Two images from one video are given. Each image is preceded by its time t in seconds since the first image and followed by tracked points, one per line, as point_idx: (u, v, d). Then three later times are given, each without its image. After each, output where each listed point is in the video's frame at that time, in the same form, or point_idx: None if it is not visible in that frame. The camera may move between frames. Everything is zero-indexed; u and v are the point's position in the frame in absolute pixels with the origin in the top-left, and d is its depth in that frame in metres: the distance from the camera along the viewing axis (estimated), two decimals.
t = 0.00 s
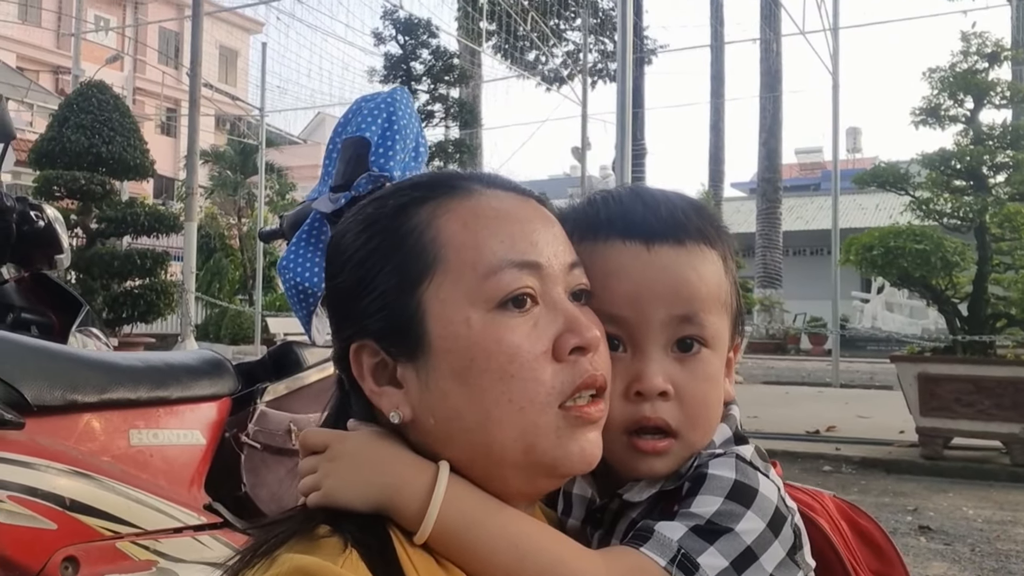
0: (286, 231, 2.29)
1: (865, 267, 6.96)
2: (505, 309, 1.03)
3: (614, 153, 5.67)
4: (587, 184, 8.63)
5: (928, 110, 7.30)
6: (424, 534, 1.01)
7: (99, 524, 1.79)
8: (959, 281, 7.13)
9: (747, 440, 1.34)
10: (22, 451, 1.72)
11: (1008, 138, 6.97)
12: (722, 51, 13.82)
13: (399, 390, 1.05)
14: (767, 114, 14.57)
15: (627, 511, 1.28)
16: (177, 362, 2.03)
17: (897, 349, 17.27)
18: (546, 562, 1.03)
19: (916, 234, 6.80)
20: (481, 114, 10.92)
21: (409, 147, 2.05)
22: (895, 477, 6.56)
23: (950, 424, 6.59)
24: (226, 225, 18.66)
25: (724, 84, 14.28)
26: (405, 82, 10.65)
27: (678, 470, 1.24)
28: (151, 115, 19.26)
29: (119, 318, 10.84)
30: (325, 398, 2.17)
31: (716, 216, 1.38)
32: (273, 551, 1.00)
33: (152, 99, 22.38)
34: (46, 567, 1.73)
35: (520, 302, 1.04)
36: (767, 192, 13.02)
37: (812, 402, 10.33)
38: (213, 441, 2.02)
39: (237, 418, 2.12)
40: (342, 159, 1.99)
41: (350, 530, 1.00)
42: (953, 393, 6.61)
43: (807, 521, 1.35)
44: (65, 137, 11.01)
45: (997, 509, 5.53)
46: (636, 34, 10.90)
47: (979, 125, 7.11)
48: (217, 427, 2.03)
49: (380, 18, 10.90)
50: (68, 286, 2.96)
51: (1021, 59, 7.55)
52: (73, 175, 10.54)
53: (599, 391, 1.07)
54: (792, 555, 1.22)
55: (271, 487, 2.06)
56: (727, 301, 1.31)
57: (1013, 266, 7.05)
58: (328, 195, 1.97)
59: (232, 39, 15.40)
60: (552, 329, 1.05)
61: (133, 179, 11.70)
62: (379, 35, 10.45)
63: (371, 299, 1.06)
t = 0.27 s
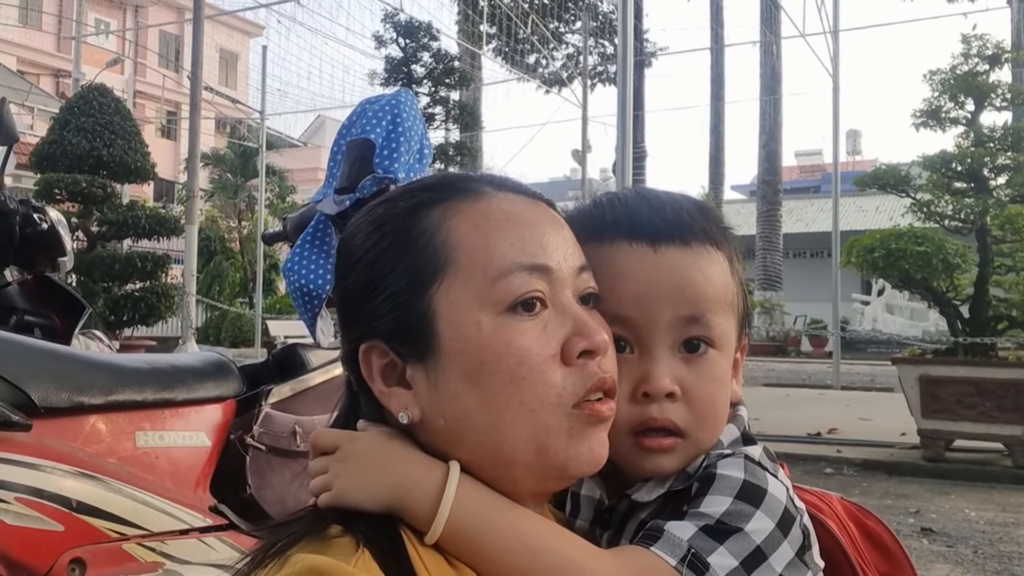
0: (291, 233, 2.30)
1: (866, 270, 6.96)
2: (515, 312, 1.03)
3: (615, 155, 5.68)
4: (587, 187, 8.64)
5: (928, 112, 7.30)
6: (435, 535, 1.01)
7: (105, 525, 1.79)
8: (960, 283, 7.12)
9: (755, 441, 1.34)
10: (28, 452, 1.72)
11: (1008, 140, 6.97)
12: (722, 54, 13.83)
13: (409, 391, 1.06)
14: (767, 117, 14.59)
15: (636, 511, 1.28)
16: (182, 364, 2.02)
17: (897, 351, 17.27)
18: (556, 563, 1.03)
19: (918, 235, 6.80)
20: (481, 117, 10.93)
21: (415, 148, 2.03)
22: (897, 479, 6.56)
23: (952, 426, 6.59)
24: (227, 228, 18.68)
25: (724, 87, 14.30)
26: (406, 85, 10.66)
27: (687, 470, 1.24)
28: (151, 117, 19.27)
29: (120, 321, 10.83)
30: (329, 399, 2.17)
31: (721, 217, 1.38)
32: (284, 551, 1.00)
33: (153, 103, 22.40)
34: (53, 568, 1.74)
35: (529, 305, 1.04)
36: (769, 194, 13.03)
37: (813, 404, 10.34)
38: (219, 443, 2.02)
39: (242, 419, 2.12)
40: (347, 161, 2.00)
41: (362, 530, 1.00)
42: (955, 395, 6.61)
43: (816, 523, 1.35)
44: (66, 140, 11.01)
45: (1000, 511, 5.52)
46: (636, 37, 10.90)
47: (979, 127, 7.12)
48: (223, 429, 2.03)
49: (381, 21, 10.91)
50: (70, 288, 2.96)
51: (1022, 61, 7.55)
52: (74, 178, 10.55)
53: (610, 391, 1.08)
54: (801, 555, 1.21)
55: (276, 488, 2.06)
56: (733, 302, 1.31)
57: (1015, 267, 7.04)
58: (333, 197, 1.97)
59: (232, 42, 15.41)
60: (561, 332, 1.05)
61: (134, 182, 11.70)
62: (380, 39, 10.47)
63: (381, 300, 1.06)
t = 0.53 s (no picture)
0: (290, 237, 2.30)
1: (866, 273, 6.96)
2: (521, 323, 1.03)
3: (614, 160, 5.68)
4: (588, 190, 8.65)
5: (928, 116, 7.31)
6: (432, 538, 1.01)
7: (103, 529, 1.78)
8: (960, 287, 7.12)
9: (752, 444, 1.34)
10: (27, 456, 1.71)
11: (1008, 144, 6.97)
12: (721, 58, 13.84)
13: (409, 393, 1.06)
14: (767, 121, 14.60)
15: (632, 514, 1.28)
16: (181, 367, 2.03)
17: (897, 354, 17.27)
18: (553, 565, 1.03)
19: (917, 239, 6.81)
20: (482, 121, 10.93)
21: (414, 152, 2.02)
22: (897, 482, 6.55)
23: (952, 430, 6.59)
24: (226, 231, 18.69)
25: (723, 91, 14.32)
26: (406, 89, 10.67)
27: (684, 473, 1.25)
28: (151, 122, 19.28)
29: (120, 324, 10.82)
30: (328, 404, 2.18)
31: (719, 220, 1.38)
32: (281, 554, 1.00)
33: (153, 107, 22.42)
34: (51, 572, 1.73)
35: (535, 316, 1.04)
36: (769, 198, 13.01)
37: (813, 408, 10.34)
38: (217, 446, 2.02)
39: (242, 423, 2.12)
40: (347, 164, 2.01)
41: (358, 534, 1.00)
42: (954, 399, 6.62)
43: (813, 525, 1.35)
44: (66, 144, 11.01)
45: (1000, 515, 5.52)
46: (636, 41, 10.91)
47: (979, 131, 7.12)
48: (221, 433, 2.03)
49: (381, 25, 10.91)
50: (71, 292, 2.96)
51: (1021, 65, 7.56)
52: (74, 182, 10.55)
53: (610, 406, 1.08)
54: (797, 557, 1.21)
55: (275, 491, 2.06)
56: (732, 307, 1.31)
57: (1014, 271, 7.05)
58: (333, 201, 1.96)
59: (233, 46, 15.43)
60: (565, 344, 1.05)
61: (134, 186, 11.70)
62: (380, 43, 10.48)
63: (385, 303, 1.06)
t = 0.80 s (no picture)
0: (289, 240, 2.30)
1: (865, 276, 6.96)
2: (521, 320, 1.03)
3: (614, 164, 5.68)
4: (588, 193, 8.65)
5: (927, 120, 7.32)
6: (431, 538, 1.01)
7: (102, 531, 1.78)
8: (960, 290, 7.13)
9: (752, 445, 1.34)
10: (26, 458, 1.71)
11: (1007, 147, 6.98)
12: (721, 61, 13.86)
13: (409, 392, 1.06)
14: (767, 124, 14.61)
15: (631, 514, 1.28)
16: (180, 369, 2.03)
17: (897, 358, 17.27)
18: (552, 564, 1.03)
19: (917, 243, 6.81)
20: (481, 124, 10.94)
21: (413, 155, 2.03)
22: (897, 486, 6.55)
23: (952, 433, 6.59)
24: (226, 235, 18.71)
25: (723, 95, 14.32)
26: (406, 92, 10.69)
27: (683, 473, 1.24)
28: (152, 126, 19.30)
29: (120, 328, 10.85)
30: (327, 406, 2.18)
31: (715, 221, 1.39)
32: (279, 554, 1.00)
33: (153, 110, 22.45)
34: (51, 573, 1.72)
35: (534, 313, 1.04)
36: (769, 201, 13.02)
37: (813, 411, 10.33)
38: (216, 449, 2.02)
39: (241, 425, 2.12)
40: (346, 167, 2.01)
41: (356, 534, 1.00)
42: (954, 402, 6.61)
43: (814, 527, 1.35)
44: (66, 148, 11.02)
45: (1000, 518, 5.52)
46: (635, 45, 10.92)
47: (978, 134, 7.12)
48: (220, 435, 2.03)
49: (381, 29, 10.93)
50: (70, 295, 2.96)
51: (1020, 68, 7.56)
52: (74, 186, 10.56)
53: (609, 402, 1.08)
54: (797, 557, 1.21)
55: (274, 494, 2.05)
56: (729, 306, 1.32)
57: (1014, 274, 7.05)
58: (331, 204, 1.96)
59: (233, 49, 15.45)
60: (564, 342, 1.05)
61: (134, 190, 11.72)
62: (380, 47, 10.49)
63: (385, 302, 1.06)
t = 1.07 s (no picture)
0: (285, 243, 2.30)
1: (864, 279, 6.96)
2: (510, 322, 1.03)
3: (614, 168, 5.67)
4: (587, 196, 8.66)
5: (926, 123, 7.32)
6: (421, 541, 1.01)
7: (98, 535, 1.77)
8: (959, 293, 7.13)
9: (744, 447, 1.34)
10: (21, 462, 1.71)
11: (1006, 150, 6.99)
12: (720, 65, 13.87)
13: (399, 394, 1.05)
14: (766, 127, 14.61)
15: (621, 516, 1.28)
16: (176, 373, 2.03)
17: (897, 361, 17.27)
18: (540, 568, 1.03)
19: (916, 245, 6.81)
20: (481, 128, 10.95)
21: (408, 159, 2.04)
22: (897, 489, 6.55)
23: (951, 436, 6.58)
24: (226, 239, 18.71)
25: (723, 98, 14.33)
26: (405, 96, 10.69)
27: (673, 476, 1.24)
28: (151, 129, 19.31)
29: (119, 331, 10.86)
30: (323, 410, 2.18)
31: (711, 227, 1.39)
32: (269, 558, 0.99)
33: (153, 114, 22.46)
34: None
35: (523, 316, 1.04)
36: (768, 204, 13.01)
37: (813, 414, 10.33)
38: (211, 453, 2.02)
39: (236, 429, 2.12)
40: (341, 171, 2.01)
41: (347, 538, 1.00)
42: (954, 405, 6.61)
43: (809, 530, 1.35)
44: (65, 151, 11.02)
45: (999, 521, 5.51)
46: (635, 48, 10.93)
47: (977, 137, 7.13)
48: (215, 439, 2.03)
49: (380, 32, 10.93)
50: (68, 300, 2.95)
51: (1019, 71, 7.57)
52: (74, 190, 10.57)
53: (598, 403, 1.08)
54: (790, 560, 1.21)
55: (269, 498, 2.05)
56: (717, 310, 1.31)
57: (1013, 277, 7.05)
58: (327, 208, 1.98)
59: (233, 53, 15.46)
60: (553, 344, 1.05)
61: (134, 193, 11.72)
62: (380, 50, 10.50)
63: (373, 303, 1.06)
